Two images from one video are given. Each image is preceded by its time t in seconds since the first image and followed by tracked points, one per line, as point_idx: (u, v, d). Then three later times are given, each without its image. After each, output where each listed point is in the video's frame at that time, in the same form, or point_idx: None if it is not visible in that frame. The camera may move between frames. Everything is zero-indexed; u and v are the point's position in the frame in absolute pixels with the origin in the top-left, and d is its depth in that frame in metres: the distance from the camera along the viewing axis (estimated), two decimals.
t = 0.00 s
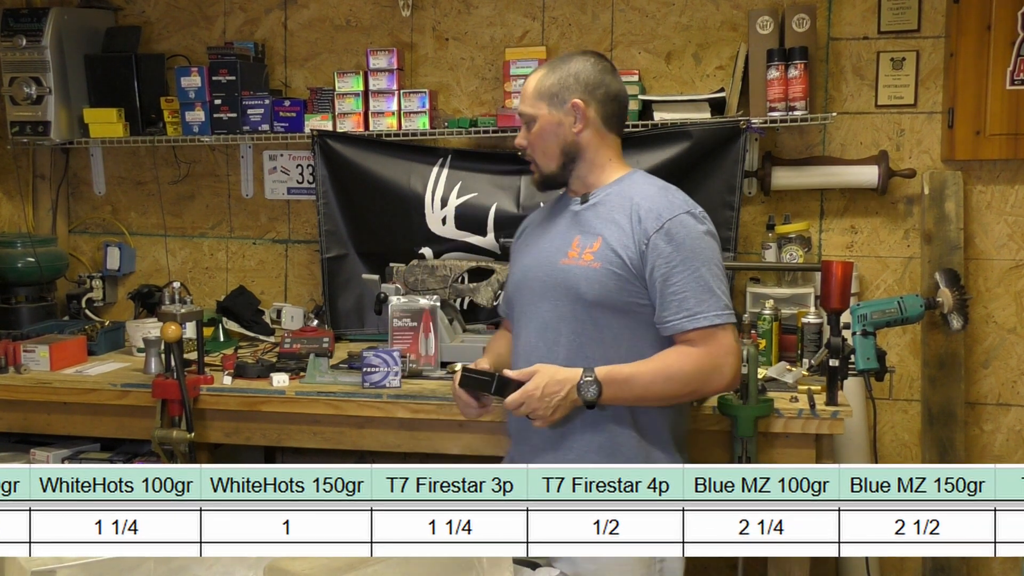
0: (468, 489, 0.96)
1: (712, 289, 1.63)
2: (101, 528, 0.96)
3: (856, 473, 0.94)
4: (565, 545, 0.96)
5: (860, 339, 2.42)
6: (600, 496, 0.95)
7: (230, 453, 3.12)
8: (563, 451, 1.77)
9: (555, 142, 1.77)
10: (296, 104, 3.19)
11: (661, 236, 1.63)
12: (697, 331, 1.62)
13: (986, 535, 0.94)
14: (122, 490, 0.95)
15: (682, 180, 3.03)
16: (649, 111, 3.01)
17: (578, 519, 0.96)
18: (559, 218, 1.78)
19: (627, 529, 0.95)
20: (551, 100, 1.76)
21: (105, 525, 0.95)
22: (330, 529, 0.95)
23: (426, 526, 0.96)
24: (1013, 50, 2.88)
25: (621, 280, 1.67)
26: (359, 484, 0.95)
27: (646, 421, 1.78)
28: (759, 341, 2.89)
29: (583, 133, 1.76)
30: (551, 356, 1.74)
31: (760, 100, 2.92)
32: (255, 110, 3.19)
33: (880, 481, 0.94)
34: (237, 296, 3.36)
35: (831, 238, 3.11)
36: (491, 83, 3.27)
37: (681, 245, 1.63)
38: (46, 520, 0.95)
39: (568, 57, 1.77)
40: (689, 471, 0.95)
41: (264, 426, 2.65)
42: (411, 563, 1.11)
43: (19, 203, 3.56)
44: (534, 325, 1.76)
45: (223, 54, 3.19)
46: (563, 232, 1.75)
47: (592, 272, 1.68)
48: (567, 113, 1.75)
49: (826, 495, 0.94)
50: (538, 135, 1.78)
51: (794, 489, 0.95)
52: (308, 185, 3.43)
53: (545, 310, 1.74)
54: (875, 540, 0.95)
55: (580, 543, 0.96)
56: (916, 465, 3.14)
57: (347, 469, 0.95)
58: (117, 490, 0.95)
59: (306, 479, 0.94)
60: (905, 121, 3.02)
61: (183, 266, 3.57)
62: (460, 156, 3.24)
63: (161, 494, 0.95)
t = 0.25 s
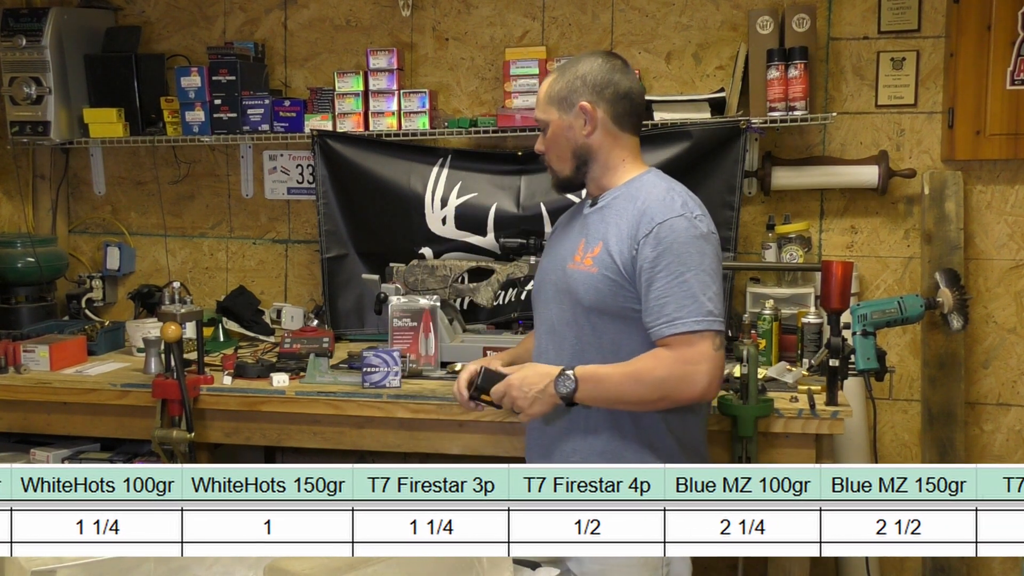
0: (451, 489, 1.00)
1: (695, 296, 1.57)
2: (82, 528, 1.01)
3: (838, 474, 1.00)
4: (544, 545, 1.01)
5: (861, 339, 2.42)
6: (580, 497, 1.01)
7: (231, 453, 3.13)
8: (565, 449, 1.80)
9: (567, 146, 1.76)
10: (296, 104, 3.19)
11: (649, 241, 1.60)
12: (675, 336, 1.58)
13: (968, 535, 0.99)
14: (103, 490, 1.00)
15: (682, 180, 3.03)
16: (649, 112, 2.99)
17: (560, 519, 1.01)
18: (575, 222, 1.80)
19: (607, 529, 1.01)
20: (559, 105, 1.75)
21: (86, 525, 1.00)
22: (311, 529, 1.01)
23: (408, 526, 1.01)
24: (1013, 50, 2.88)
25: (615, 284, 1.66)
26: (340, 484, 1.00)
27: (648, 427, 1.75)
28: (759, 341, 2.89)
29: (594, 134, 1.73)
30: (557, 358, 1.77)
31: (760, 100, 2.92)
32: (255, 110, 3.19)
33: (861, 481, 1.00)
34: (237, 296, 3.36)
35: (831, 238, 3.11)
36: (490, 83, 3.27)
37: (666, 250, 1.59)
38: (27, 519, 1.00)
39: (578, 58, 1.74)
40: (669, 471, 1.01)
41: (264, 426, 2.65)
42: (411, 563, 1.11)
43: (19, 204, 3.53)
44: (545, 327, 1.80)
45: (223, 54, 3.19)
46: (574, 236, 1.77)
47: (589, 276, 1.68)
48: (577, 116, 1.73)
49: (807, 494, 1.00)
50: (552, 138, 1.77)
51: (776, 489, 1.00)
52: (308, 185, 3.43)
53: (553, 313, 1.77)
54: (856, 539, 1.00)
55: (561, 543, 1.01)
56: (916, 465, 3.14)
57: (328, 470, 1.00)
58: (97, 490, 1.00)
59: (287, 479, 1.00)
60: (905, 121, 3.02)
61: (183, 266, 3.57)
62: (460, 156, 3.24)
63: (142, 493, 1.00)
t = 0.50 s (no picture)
0: (431, 489, 0.99)
1: (687, 302, 1.57)
2: (64, 528, 0.99)
3: (819, 474, 0.99)
4: (526, 544, 1.00)
5: (861, 339, 2.42)
6: (561, 496, 1.00)
7: (231, 453, 3.13)
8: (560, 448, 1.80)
9: (575, 143, 1.75)
10: (296, 104, 3.19)
11: (645, 244, 1.60)
12: (664, 341, 1.58)
13: (949, 535, 0.99)
14: (84, 489, 0.99)
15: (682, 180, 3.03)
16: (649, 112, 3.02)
17: (542, 519, 1.00)
18: (578, 220, 1.80)
19: (588, 529, 1.00)
20: (569, 101, 1.74)
21: (68, 525, 0.99)
22: (293, 529, 0.99)
23: (389, 526, 1.00)
24: (1013, 50, 2.88)
25: (611, 286, 1.66)
26: (321, 483, 0.99)
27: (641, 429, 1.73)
28: (759, 341, 2.89)
29: (603, 132, 1.73)
30: (555, 356, 1.78)
31: (760, 100, 2.92)
32: (255, 110, 3.19)
33: (843, 480, 0.99)
34: (237, 296, 3.36)
35: (831, 238, 3.11)
36: (490, 83, 3.27)
37: (661, 254, 1.59)
38: (9, 519, 0.99)
39: (589, 58, 1.74)
40: (651, 471, 0.99)
41: (264, 426, 2.65)
42: (411, 564, 1.11)
43: (19, 203, 3.55)
44: (544, 325, 1.81)
45: (223, 54, 3.19)
46: (575, 235, 1.77)
47: (586, 277, 1.69)
48: (587, 114, 1.73)
49: (788, 494, 0.99)
50: (561, 137, 1.77)
51: (757, 489, 0.99)
52: (308, 185, 3.43)
53: (552, 312, 1.78)
54: (838, 539, 0.99)
55: (543, 543, 1.00)
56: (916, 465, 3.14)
57: (309, 469, 0.99)
58: (78, 490, 0.99)
59: (268, 479, 0.99)
60: (905, 121, 3.02)
61: (183, 266, 3.57)
62: (460, 156, 3.24)
63: (123, 493, 0.99)
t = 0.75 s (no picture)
0: (413, 489, 0.99)
1: (709, 301, 1.60)
2: (45, 527, 0.99)
3: (800, 473, 0.99)
4: (508, 545, 0.99)
5: (861, 339, 2.42)
6: (542, 496, 0.99)
7: (231, 453, 3.12)
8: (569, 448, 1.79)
9: (621, 132, 1.73)
10: (296, 104, 3.19)
11: (666, 244, 1.62)
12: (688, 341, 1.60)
13: (930, 534, 0.99)
14: (65, 489, 0.98)
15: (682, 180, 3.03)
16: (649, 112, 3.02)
17: (523, 519, 0.99)
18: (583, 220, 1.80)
19: (570, 529, 1.00)
20: (621, 90, 1.73)
21: (49, 524, 0.98)
22: (274, 528, 0.99)
23: (371, 526, 0.99)
24: (1013, 50, 2.88)
25: (627, 285, 1.67)
26: (302, 483, 0.99)
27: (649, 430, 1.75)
28: (759, 341, 2.88)
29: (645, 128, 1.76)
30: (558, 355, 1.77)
31: (760, 99, 2.92)
32: (255, 110, 3.19)
33: (824, 480, 0.99)
34: (237, 296, 3.36)
35: (831, 238, 3.11)
36: (490, 83, 3.27)
37: (683, 255, 1.61)
38: None
39: (626, 52, 1.76)
40: (632, 470, 0.99)
41: (263, 426, 2.65)
42: (411, 563, 1.11)
43: (19, 204, 3.56)
44: (547, 324, 1.79)
45: (223, 54, 3.19)
46: (583, 235, 1.77)
47: (601, 275, 1.69)
48: (633, 106, 1.74)
49: (769, 494, 0.99)
50: (604, 124, 1.72)
51: (738, 489, 0.99)
52: (308, 185, 3.43)
53: (557, 311, 1.77)
54: (819, 539, 0.99)
55: (525, 543, 1.00)
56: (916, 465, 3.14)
57: (291, 469, 0.98)
58: (59, 490, 0.98)
59: (250, 479, 0.99)
60: (905, 121, 3.02)
61: (183, 266, 3.57)
62: (460, 156, 3.24)
63: (104, 493, 0.98)
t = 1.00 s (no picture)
0: (394, 489, 0.98)
1: (750, 300, 1.64)
2: (27, 527, 0.98)
3: (781, 473, 0.98)
4: (489, 545, 0.99)
5: (860, 339, 2.42)
6: (523, 496, 0.98)
7: (230, 453, 3.12)
8: (591, 447, 1.76)
9: (649, 134, 1.72)
10: (296, 104, 3.19)
11: (705, 245, 1.64)
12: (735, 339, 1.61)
13: (912, 534, 0.98)
14: (46, 489, 0.98)
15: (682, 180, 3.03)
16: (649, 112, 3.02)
17: (504, 519, 0.99)
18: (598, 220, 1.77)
19: (551, 529, 0.99)
20: (651, 92, 1.72)
21: (30, 524, 0.98)
22: (254, 528, 0.98)
23: (352, 526, 0.99)
24: (1013, 50, 2.87)
25: (661, 286, 1.67)
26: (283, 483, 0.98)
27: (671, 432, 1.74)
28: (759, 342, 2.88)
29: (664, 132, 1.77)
30: (583, 357, 1.75)
31: (760, 99, 2.92)
32: (255, 110, 3.19)
33: (805, 480, 0.98)
34: (237, 296, 3.36)
35: (831, 238, 3.10)
36: (490, 83, 3.27)
37: (723, 255, 1.63)
38: None
39: (650, 55, 1.76)
40: (613, 470, 0.98)
41: (263, 426, 2.65)
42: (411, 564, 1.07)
43: (19, 204, 3.56)
44: (568, 325, 1.77)
45: (223, 54, 3.19)
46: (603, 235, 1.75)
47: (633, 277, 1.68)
48: (660, 110, 1.74)
49: (751, 494, 0.98)
50: (636, 126, 1.70)
51: (720, 489, 0.98)
52: (308, 185, 3.43)
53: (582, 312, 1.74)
54: (800, 539, 0.99)
55: (505, 543, 0.99)
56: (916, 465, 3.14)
57: (271, 469, 0.98)
58: (40, 490, 0.98)
59: (231, 479, 0.98)
60: (905, 121, 3.02)
61: (183, 266, 3.57)
62: (460, 156, 3.24)
63: (86, 493, 0.98)
